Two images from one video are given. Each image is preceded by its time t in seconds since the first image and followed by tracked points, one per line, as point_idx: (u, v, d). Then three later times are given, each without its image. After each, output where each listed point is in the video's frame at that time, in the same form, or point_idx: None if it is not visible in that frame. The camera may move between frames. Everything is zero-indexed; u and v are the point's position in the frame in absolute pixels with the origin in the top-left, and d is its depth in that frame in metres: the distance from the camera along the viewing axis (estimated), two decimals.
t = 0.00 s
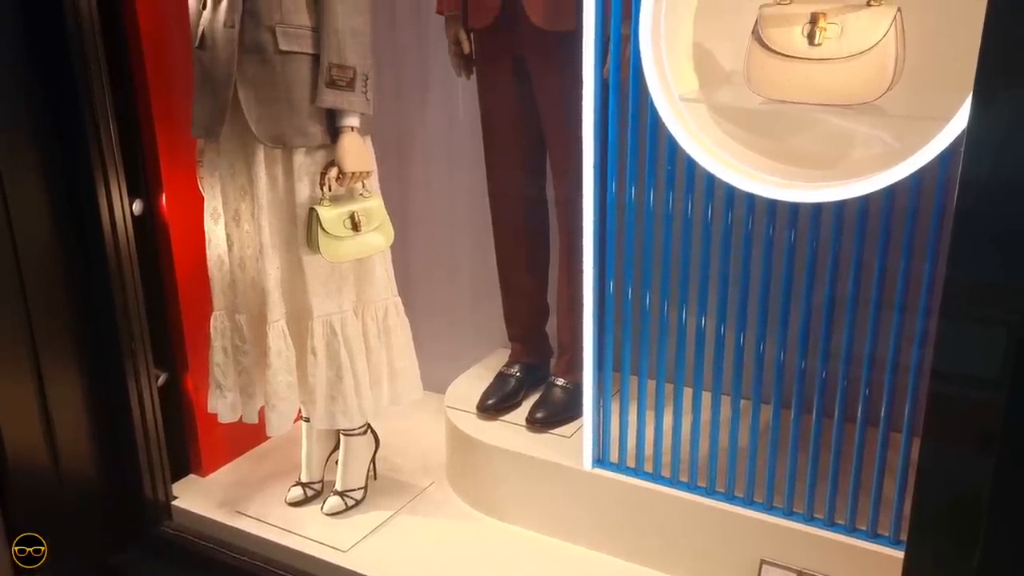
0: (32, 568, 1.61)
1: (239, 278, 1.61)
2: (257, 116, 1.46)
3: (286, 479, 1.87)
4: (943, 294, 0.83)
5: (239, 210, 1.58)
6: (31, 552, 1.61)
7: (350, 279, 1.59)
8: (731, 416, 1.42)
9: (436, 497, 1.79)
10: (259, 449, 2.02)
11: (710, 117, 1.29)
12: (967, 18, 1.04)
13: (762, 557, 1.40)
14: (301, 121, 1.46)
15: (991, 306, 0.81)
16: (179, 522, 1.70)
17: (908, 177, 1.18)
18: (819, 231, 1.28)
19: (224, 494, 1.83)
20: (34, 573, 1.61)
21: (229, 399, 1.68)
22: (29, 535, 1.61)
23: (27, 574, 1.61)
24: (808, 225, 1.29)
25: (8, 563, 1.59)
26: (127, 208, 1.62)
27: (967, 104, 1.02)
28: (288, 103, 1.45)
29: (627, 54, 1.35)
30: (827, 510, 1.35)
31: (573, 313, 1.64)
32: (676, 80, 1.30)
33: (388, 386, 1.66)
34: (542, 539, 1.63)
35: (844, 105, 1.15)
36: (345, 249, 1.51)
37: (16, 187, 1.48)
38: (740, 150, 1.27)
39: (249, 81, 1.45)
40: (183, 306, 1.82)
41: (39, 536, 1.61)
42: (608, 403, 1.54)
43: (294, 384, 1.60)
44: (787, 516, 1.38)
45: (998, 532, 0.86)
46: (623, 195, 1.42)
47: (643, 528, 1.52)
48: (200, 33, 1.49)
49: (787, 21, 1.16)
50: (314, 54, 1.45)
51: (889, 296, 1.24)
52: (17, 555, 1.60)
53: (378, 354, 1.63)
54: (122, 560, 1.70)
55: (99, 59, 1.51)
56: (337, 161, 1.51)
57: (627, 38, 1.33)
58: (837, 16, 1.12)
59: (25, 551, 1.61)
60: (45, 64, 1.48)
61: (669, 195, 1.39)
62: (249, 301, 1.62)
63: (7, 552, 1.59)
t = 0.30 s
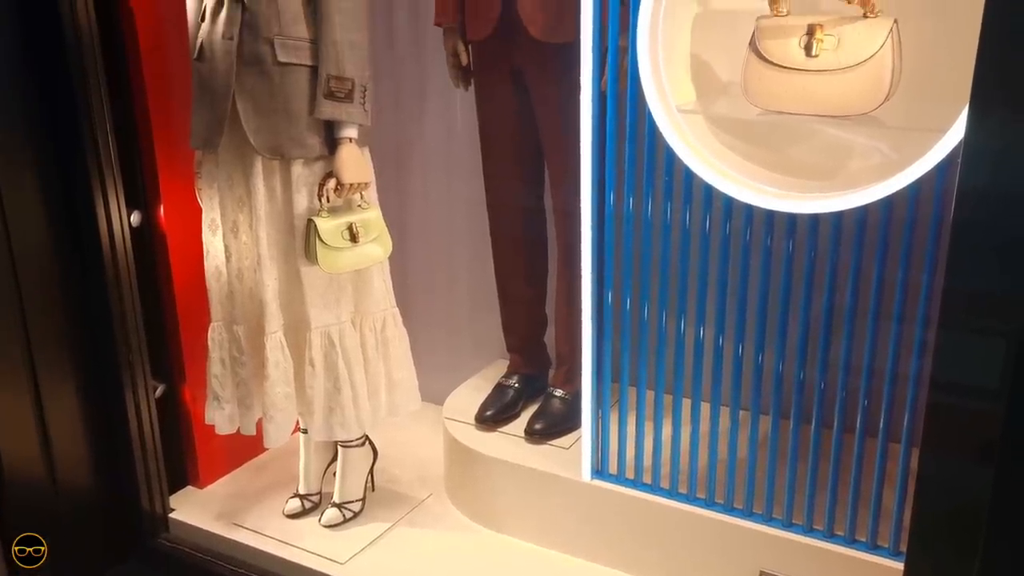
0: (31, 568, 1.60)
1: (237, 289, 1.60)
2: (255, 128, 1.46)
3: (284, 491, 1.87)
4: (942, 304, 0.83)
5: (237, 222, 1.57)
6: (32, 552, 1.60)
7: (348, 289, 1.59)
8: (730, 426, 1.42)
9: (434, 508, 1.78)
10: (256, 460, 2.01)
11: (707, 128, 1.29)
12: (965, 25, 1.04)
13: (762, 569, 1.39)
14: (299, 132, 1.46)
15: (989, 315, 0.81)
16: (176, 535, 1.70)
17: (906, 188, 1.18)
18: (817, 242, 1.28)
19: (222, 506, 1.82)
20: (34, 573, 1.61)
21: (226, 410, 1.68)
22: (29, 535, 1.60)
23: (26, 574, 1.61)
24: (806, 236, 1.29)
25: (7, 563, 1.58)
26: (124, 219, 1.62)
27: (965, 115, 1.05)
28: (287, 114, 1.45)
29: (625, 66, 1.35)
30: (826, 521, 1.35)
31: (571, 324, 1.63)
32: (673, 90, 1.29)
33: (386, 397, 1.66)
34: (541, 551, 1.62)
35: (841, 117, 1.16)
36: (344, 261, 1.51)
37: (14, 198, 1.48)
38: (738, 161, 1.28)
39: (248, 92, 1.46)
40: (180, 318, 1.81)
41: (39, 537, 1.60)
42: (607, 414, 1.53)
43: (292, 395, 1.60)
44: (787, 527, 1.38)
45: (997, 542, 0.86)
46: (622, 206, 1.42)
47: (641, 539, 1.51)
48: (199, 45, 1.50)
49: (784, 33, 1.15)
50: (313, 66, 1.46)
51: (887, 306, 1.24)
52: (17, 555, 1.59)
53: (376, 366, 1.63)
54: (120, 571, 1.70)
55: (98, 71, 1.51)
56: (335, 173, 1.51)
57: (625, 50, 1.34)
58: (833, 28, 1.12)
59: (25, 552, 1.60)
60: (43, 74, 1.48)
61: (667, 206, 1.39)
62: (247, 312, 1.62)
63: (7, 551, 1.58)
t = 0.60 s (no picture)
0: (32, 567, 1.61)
1: (236, 300, 1.61)
2: (254, 139, 1.47)
3: (283, 502, 1.86)
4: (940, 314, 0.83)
5: (236, 232, 1.57)
6: (31, 552, 1.62)
7: (347, 300, 1.59)
8: (730, 437, 1.42)
9: (433, 519, 1.77)
10: (255, 471, 2.00)
11: (705, 138, 1.29)
12: (958, 36, 1.05)
13: None
14: (298, 143, 1.47)
15: (987, 324, 0.81)
16: (174, 546, 1.68)
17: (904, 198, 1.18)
18: (815, 252, 1.29)
19: (221, 517, 1.82)
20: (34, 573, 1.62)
21: (225, 421, 1.67)
22: (29, 535, 1.62)
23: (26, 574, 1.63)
24: (804, 247, 1.29)
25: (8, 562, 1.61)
26: (123, 230, 1.62)
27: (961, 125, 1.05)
28: (286, 126, 1.46)
29: (622, 77, 1.36)
30: (826, 532, 1.35)
31: (570, 334, 1.63)
32: (670, 100, 1.30)
33: (385, 407, 1.66)
34: (541, 562, 1.62)
35: (838, 127, 1.16)
36: (343, 271, 1.51)
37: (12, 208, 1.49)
38: (736, 171, 1.28)
39: (248, 104, 1.46)
40: (179, 328, 1.81)
41: (39, 537, 1.62)
42: (606, 424, 1.53)
43: (290, 405, 1.60)
44: (786, 538, 1.38)
45: (996, 554, 0.85)
46: (620, 216, 1.42)
47: (641, 550, 1.51)
48: (198, 56, 1.50)
49: (781, 44, 1.16)
50: (313, 78, 1.46)
51: (886, 315, 1.25)
52: (17, 555, 1.61)
53: (375, 376, 1.63)
54: None
55: (98, 83, 1.52)
56: (333, 185, 1.51)
57: (624, 61, 1.34)
58: (831, 39, 1.13)
59: (25, 551, 1.62)
60: (43, 84, 1.49)
61: (665, 217, 1.38)
62: (246, 323, 1.62)
63: (7, 552, 1.61)
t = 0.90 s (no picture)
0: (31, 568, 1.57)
1: (235, 310, 1.61)
2: (253, 150, 1.47)
3: (281, 513, 1.86)
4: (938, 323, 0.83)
5: (235, 243, 1.58)
6: (31, 552, 1.57)
7: (346, 310, 1.59)
8: (730, 446, 1.42)
9: (432, 529, 1.77)
10: (254, 482, 2.00)
11: (704, 149, 1.30)
12: (957, 45, 1.08)
13: None
14: (297, 154, 1.47)
15: (987, 334, 0.80)
16: (172, 557, 1.70)
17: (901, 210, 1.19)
18: (812, 262, 1.29)
19: (220, 527, 1.81)
20: (34, 573, 1.58)
21: (224, 431, 1.67)
22: (29, 535, 1.57)
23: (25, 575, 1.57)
24: (801, 257, 1.30)
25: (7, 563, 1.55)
26: (122, 240, 1.62)
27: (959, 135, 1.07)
28: (286, 137, 1.46)
29: (621, 88, 1.37)
30: (826, 542, 1.35)
31: (570, 344, 1.63)
32: (668, 111, 1.31)
33: (384, 417, 1.65)
34: (540, 572, 1.61)
35: (835, 138, 1.17)
36: (342, 281, 1.51)
37: (12, 219, 1.48)
38: (734, 182, 1.29)
39: (248, 115, 1.47)
40: (178, 339, 1.81)
41: (39, 536, 1.58)
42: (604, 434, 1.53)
43: (289, 416, 1.60)
44: (786, 548, 1.38)
45: (996, 564, 0.85)
46: (618, 226, 1.43)
47: (640, 560, 1.50)
48: (198, 68, 1.51)
49: (779, 55, 1.17)
50: (312, 89, 1.46)
51: (884, 325, 1.25)
52: (17, 556, 1.56)
53: (374, 386, 1.63)
54: None
55: (98, 95, 1.53)
56: (332, 196, 1.52)
57: (622, 71, 1.35)
58: (828, 50, 1.13)
59: (25, 552, 1.57)
60: (43, 95, 1.49)
61: (664, 226, 1.39)
62: (245, 333, 1.62)
63: (7, 551, 1.55)
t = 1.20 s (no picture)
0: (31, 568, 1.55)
1: (234, 320, 1.61)
2: (252, 159, 1.48)
3: (280, 523, 1.85)
4: (938, 331, 0.83)
5: (234, 252, 1.58)
6: (31, 552, 1.56)
7: (345, 319, 1.59)
8: (730, 456, 1.42)
9: (432, 539, 1.76)
10: (252, 491, 1.99)
11: (703, 158, 1.30)
12: (955, 53, 1.07)
13: None
14: (297, 164, 1.47)
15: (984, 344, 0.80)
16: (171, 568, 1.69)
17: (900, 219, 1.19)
18: (812, 271, 1.29)
19: (218, 538, 1.82)
20: (33, 574, 1.57)
21: (223, 441, 1.67)
22: (30, 535, 1.57)
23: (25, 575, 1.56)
24: (800, 265, 1.31)
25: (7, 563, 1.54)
26: (121, 249, 1.63)
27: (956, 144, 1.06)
28: (285, 146, 1.47)
29: (620, 99, 1.38)
30: (826, 551, 1.35)
31: (569, 352, 1.63)
32: (667, 121, 1.31)
33: (383, 427, 1.65)
34: None
35: (834, 147, 1.17)
36: (341, 290, 1.51)
37: (10, 228, 1.47)
38: (734, 191, 1.29)
39: (247, 124, 1.47)
40: (177, 349, 1.81)
41: (39, 536, 1.57)
42: (604, 443, 1.53)
43: (289, 426, 1.60)
44: (786, 557, 1.37)
45: (997, 575, 0.84)
46: (618, 236, 1.43)
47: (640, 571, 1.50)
48: (198, 78, 1.51)
49: (777, 64, 1.17)
50: (311, 99, 1.47)
51: (884, 334, 1.26)
52: (17, 555, 1.55)
53: (373, 395, 1.63)
54: None
55: (97, 106, 1.53)
56: (333, 205, 1.51)
57: (620, 81, 1.36)
58: (826, 59, 1.13)
59: (26, 551, 1.56)
60: (43, 104, 1.49)
61: (663, 235, 1.39)
62: (244, 343, 1.61)
63: (7, 551, 1.54)
